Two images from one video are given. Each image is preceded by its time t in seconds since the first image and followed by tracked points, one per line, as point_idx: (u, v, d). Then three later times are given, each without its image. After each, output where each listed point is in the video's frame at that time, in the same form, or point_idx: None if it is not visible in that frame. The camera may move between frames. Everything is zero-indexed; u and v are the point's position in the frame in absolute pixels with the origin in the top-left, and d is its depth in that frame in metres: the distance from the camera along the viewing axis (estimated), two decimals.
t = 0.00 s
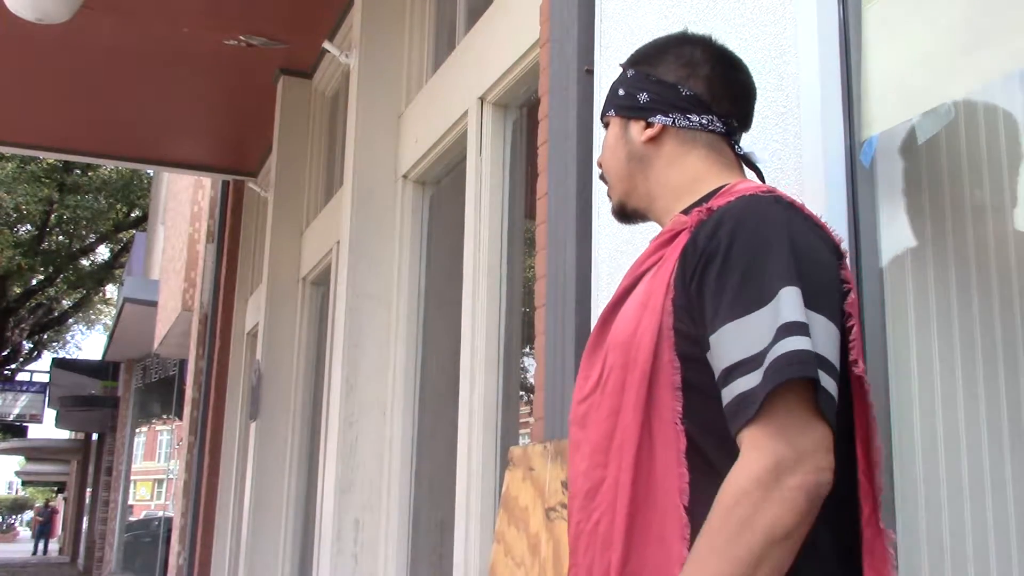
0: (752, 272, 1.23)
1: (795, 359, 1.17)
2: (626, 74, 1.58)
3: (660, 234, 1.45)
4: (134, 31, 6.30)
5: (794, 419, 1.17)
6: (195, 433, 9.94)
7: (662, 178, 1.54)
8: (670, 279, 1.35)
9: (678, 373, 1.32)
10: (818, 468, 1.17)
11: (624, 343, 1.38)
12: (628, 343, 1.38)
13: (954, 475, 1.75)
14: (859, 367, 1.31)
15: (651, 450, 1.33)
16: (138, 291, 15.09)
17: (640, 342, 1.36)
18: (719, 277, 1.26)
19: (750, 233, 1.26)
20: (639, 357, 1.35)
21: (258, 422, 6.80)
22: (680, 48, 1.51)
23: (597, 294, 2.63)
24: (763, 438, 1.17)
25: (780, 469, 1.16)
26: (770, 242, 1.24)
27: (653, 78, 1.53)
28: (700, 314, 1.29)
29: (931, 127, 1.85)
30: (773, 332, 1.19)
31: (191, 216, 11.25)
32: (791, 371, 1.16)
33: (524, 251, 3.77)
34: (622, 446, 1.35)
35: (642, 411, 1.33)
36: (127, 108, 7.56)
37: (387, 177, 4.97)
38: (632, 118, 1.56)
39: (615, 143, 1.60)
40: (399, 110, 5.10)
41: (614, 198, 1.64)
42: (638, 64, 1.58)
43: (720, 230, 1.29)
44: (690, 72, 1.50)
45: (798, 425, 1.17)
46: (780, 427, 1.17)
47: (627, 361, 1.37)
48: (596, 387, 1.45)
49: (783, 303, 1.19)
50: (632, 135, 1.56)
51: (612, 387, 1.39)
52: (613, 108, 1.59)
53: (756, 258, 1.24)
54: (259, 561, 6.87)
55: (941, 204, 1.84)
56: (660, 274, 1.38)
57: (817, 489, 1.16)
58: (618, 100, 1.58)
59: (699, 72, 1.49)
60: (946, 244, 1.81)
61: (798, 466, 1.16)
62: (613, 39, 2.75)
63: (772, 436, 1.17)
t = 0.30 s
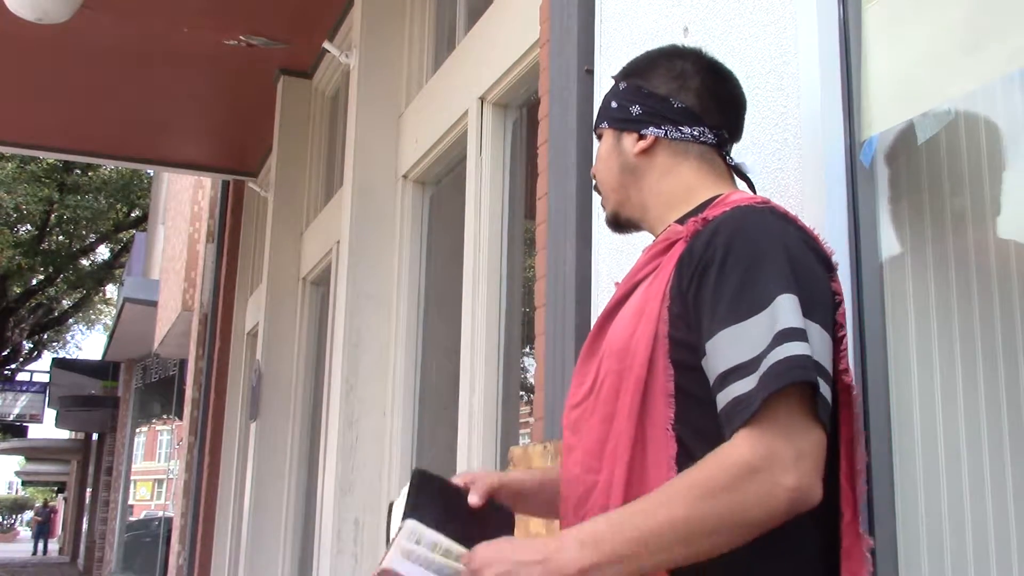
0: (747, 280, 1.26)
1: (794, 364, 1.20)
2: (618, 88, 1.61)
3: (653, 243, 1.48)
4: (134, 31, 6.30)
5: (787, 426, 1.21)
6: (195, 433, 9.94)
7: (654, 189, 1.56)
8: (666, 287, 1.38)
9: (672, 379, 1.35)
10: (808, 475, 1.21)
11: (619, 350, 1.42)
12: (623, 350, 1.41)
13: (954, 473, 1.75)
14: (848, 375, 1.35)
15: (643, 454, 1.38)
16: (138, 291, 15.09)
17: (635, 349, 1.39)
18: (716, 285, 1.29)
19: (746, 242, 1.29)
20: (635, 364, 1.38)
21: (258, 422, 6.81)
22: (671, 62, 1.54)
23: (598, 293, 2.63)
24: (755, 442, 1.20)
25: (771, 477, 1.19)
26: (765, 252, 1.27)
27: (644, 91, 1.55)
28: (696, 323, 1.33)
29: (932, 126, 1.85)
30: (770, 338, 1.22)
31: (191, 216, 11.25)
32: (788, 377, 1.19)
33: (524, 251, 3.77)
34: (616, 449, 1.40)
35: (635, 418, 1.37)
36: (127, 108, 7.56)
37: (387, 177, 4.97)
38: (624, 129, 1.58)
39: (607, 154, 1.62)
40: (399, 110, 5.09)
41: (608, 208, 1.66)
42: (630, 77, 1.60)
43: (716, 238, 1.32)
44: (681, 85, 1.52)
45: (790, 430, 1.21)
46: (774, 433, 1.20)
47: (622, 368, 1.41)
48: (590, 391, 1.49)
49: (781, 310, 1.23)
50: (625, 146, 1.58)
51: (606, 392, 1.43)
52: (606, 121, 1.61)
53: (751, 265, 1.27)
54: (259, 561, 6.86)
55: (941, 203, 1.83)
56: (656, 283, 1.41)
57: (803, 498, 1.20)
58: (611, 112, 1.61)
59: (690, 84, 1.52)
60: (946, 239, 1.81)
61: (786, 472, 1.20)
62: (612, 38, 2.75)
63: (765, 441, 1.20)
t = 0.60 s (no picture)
0: (764, 289, 1.26)
1: (811, 379, 1.20)
2: (621, 87, 1.60)
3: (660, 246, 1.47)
4: (134, 31, 6.30)
5: (808, 437, 1.22)
6: (195, 433, 9.95)
7: (661, 190, 1.56)
8: (676, 291, 1.38)
9: (678, 382, 1.36)
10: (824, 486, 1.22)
11: (625, 350, 1.41)
12: (629, 351, 1.41)
13: (954, 473, 1.75)
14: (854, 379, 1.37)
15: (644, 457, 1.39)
16: (138, 291, 15.09)
17: (643, 351, 1.39)
18: (731, 292, 1.29)
19: (764, 250, 1.29)
20: (641, 366, 1.38)
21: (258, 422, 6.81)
22: (679, 64, 1.54)
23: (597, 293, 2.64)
24: (773, 446, 1.21)
25: (791, 483, 1.21)
26: (782, 260, 1.28)
27: (650, 92, 1.55)
28: (708, 330, 1.33)
29: (931, 127, 1.85)
30: (787, 349, 1.21)
31: (191, 216, 11.25)
32: (807, 391, 1.19)
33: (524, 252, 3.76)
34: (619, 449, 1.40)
35: (641, 420, 1.37)
36: (127, 108, 7.56)
37: (388, 177, 4.97)
38: (628, 130, 1.58)
39: (609, 153, 1.61)
40: (399, 109, 5.10)
41: (608, 209, 1.65)
42: (634, 77, 1.60)
43: (733, 244, 1.32)
44: (687, 87, 1.53)
45: (812, 440, 1.22)
46: (796, 441, 1.21)
47: (627, 369, 1.41)
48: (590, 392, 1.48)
49: (798, 323, 1.22)
50: (631, 147, 1.57)
51: (609, 394, 1.42)
52: (608, 120, 1.61)
53: (767, 273, 1.27)
54: (259, 562, 6.86)
55: (942, 203, 1.83)
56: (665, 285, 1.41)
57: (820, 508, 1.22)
58: (614, 111, 1.60)
59: (696, 87, 1.53)
60: (948, 243, 1.81)
61: (807, 480, 1.22)
62: (613, 38, 2.75)
63: (784, 447, 1.21)
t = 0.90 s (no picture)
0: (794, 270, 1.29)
1: (821, 337, 1.23)
2: (645, 75, 1.56)
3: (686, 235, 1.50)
4: (133, 31, 6.30)
5: (804, 388, 1.24)
6: (195, 432, 9.94)
7: (699, 177, 1.57)
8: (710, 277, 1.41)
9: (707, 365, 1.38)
10: (810, 441, 1.22)
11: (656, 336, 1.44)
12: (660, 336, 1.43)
13: (954, 474, 1.75)
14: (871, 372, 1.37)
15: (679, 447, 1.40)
16: (138, 292, 15.08)
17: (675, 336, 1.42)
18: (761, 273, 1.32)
19: (795, 237, 1.33)
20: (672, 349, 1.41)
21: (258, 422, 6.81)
22: (692, 56, 1.59)
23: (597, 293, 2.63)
24: (771, 382, 1.23)
25: (775, 424, 1.23)
26: (820, 249, 1.31)
27: (686, 79, 1.56)
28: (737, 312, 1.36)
29: (931, 125, 1.84)
30: (801, 306, 1.25)
31: (191, 216, 11.24)
32: (814, 343, 1.22)
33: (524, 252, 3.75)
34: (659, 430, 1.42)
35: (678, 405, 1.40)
36: (127, 108, 7.56)
37: (388, 177, 4.97)
38: (672, 117, 1.54)
39: (650, 140, 1.53)
40: (399, 110, 5.09)
41: (638, 203, 1.56)
42: (651, 65, 1.57)
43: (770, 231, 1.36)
44: (712, 80, 1.59)
45: (812, 392, 1.24)
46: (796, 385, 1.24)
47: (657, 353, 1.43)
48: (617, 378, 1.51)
49: (821, 293, 1.26)
50: (680, 132, 1.54)
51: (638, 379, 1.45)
52: (646, 106, 1.54)
53: (798, 255, 1.31)
54: (258, 562, 6.86)
55: (941, 201, 1.83)
56: (697, 273, 1.44)
57: (794, 463, 1.23)
58: (649, 98, 1.54)
59: (718, 81, 1.60)
60: (948, 242, 1.80)
61: (794, 429, 1.22)
62: (613, 38, 2.76)
63: (781, 386, 1.23)
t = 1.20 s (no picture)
0: (839, 256, 1.23)
1: (892, 337, 1.15)
2: (643, 70, 1.52)
3: (709, 223, 1.44)
4: (134, 30, 6.29)
5: (886, 396, 1.16)
6: (195, 432, 9.94)
7: (716, 165, 1.52)
8: (741, 266, 1.35)
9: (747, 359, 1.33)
10: (909, 448, 1.17)
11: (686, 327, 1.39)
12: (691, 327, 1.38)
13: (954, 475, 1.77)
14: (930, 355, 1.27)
15: (713, 444, 1.37)
16: (138, 292, 15.09)
17: (708, 326, 1.37)
18: (802, 262, 1.26)
19: (837, 225, 1.26)
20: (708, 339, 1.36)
21: (259, 422, 6.80)
22: (680, 45, 1.56)
23: (597, 293, 2.63)
24: (855, 399, 1.16)
25: (873, 440, 1.16)
26: (860, 231, 1.24)
27: (686, 68, 1.53)
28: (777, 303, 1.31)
29: (931, 126, 1.85)
30: (864, 312, 1.17)
31: (191, 216, 11.25)
32: (889, 347, 1.14)
33: (524, 251, 3.75)
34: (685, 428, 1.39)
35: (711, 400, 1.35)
36: (127, 108, 7.56)
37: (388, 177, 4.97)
38: (681, 106, 1.50)
39: (665, 132, 1.48)
40: (399, 110, 5.10)
41: (663, 199, 1.50)
42: (647, 60, 1.54)
43: (806, 215, 1.29)
44: (708, 67, 1.57)
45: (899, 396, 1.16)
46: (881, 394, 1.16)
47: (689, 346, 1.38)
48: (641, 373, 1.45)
49: (879, 291, 1.18)
50: (691, 121, 1.50)
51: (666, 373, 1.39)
52: (654, 100, 1.50)
53: (843, 245, 1.24)
54: (258, 561, 6.86)
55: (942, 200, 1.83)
56: (725, 262, 1.38)
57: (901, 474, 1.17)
58: (653, 92, 1.50)
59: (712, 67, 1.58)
60: (948, 249, 1.80)
61: (890, 440, 1.16)
62: (613, 38, 2.76)
63: (868, 400, 1.16)
